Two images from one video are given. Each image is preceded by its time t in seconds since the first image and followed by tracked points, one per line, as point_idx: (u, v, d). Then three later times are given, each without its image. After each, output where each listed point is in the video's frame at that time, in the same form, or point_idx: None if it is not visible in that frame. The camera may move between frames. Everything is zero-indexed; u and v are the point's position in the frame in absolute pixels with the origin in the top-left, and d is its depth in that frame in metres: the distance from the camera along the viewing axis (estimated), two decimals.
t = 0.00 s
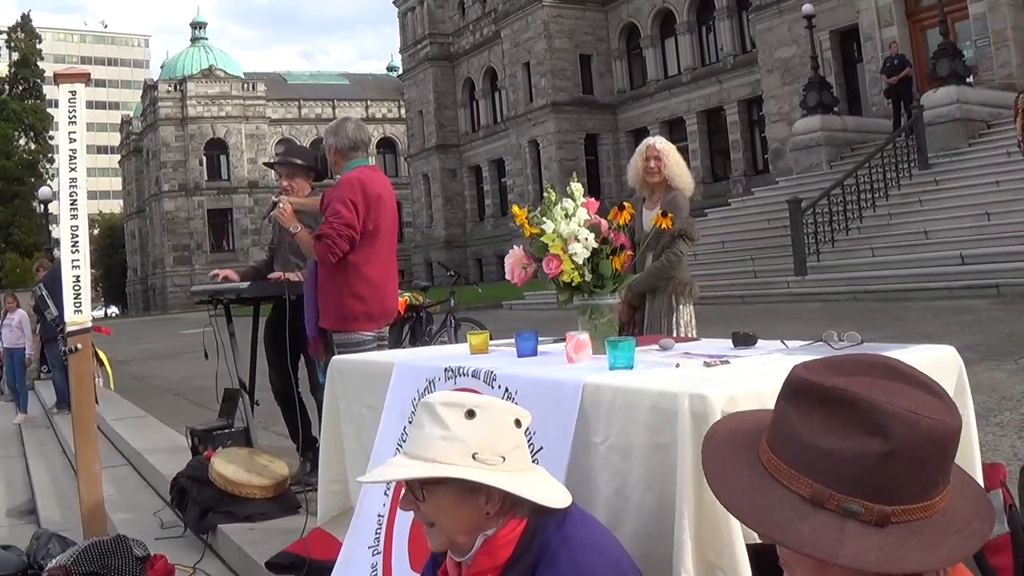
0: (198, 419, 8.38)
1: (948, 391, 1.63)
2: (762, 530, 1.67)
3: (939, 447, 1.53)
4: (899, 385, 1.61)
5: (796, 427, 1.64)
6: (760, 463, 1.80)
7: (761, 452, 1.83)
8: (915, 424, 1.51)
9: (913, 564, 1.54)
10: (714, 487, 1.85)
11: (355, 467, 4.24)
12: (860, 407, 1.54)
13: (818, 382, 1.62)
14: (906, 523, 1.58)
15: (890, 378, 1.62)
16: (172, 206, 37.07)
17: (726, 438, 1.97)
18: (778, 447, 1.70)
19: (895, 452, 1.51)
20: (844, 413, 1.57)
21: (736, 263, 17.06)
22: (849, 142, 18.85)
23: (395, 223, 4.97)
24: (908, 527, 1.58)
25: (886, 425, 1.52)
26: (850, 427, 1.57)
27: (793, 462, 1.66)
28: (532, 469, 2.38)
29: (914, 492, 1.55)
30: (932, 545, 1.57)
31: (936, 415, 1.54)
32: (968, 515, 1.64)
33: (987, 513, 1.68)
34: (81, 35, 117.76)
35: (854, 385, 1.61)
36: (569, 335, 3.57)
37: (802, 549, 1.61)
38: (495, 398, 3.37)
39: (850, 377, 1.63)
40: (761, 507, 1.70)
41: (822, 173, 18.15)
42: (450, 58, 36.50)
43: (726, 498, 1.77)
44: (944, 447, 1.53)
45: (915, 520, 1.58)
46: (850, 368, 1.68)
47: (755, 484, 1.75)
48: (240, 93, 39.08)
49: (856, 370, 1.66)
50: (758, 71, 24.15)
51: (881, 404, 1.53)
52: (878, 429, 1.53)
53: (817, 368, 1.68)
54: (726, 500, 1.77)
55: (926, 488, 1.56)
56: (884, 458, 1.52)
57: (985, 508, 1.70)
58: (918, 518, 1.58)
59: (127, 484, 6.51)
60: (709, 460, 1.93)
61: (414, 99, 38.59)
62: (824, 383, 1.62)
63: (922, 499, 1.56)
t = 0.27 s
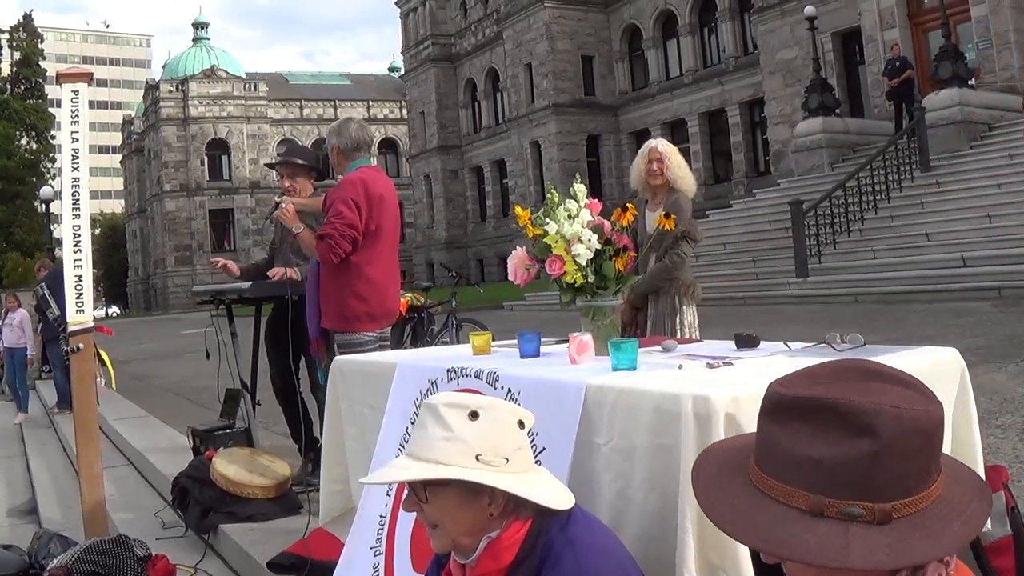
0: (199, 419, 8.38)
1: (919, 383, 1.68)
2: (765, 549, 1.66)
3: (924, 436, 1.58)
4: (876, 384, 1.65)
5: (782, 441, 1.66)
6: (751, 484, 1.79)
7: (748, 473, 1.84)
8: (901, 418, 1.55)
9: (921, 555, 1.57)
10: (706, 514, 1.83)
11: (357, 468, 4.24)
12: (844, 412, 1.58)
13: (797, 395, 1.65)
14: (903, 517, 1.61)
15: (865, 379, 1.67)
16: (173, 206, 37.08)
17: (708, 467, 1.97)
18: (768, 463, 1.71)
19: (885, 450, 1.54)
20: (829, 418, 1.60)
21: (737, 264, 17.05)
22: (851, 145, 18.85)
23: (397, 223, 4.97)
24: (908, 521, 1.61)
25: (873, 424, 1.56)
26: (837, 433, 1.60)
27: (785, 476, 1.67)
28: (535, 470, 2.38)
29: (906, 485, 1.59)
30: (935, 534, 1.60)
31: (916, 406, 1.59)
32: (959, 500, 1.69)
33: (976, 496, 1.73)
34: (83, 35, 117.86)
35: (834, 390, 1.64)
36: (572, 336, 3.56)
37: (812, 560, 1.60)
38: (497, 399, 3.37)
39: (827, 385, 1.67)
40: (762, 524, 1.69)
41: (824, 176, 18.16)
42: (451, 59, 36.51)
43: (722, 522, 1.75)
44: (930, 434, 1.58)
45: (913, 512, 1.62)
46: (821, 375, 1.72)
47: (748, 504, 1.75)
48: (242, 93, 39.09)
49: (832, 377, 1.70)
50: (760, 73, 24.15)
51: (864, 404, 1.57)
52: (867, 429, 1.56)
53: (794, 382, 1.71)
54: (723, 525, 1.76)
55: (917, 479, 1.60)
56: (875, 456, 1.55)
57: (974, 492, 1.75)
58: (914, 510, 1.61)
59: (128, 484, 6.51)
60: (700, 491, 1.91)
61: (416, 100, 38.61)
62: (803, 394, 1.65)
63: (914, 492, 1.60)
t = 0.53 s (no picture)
0: (201, 420, 8.39)
1: (907, 381, 1.70)
2: (763, 554, 1.66)
3: (915, 433, 1.59)
4: (867, 384, 1.66)
5: (773, 445, 1.67)
6: (745, 490, 1.79)
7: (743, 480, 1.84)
8: (892, 417, 1.57)
9: (919, 552, 1.58)
10: (701, 520, 1.83)
11: (358, 466, 4.24)
12: (836, 413, 1.58)
13: (787, 399, 1.66)
14: (898, 519, 1.62)
15: (854, 382, 1.67)
16: (174, 207, 37.10)
17: (702, 474, 1.97)
18: (762, 470, 1.71)
19: (878, 450, 1.56)
20: (820, 420, 1.61)
21: (738, 265, 17.06)
22: (852, 146, 18.85)
23: (398, 225, 4.97)
24: (904, 519, 1.62)
25: (867, 424, 1.56)
26: (829, 435, 1.61)
27: (780, 481, 1.67)
28: (537, 467, 2.38)
29: (899, 485, 1.60)
30: (931, 531, 1.62)
31: (906, 404, 1.60)
32: (952, 494, 1.71)
33: (970, 490, 1.74)
34: (85, 36, 117.93)
35: (823, 392, 1.65)
36: (573, 337, 3.56)
37: (810, 565, 1.60)
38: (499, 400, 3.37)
39: (820, 387, 1.67)
40: (758, 529, 1.68)
41: (825, 177, 18.17)
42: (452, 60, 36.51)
43: (719, 530, 1.74)
44: (921, 431, 1.59)
45: (910, 510, 1.63)
46: (808, 380, 1.73)
47: (742, 507, 1.76)
48: (243, 94, 39.10)
49: (819, 380, 1.70)
50: (761, 74, 24.16)
51: (856, 405, 1.57)
52: (859, 430, 1.57)
53: (784, 386, 1.72)
54: (719, 533, 1.74)
55: (910, 477, 1.61)
56: (869, 456, 1.56)
57: (968, 485, 1.76)
58: (910, 509, 1.62)
59: (129, 485, 6.52)
60: (694, 501, 1.89)
61: (417, 101, 38.63)
62: (793, 398, 1.66)
63: (909, 491, 1.61)
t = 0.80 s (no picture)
0: (201, 420, 8.39)
1: (899, 382, 1.70)
2: (761, 557, 1.65)
3: (910, 433, 1.59)
4: (862, 387, 1.67)
5: (770, 448, 1.67)
6: (741, 496, 1.78)
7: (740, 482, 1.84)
8: (887, 418, 1.57)
9: (918, 553, 1.58)
10: (698, 522, 1.82)
11: (358, 466, 4.23)
12: (831, 415, 1.58)
13: (784, 400, 1.66)
14: (895, 519, 1.62)
15: (847, 384, 1.68)
16: (175, 207, 37.11)
17: (700, 478, 1.97)
18: (757, 474, 1.70)
19: (874, 450, 1.56)
20: (814, 423, 1.60)
21: (739, 266, 17.05)
22: (853, 147, 18.85)
23: (399, 226, 4.96)
24: (901, 519, 1.63)
25: (862, 425, 1.57)
26: (825, 436, 1.61)
27: (775, 485, 1.66)
28: (536, 467, 2.37)
29: (895, 486, 1.60)
30: (930, 531, 1.62)
31: (901, 404, 1.60)
32: (948, 493, 1.72)
33: (966, 488, 1.74)
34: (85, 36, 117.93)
35: (817, 395, 1.65)
36: (573, 338, 3.55)
37: (808, 566, 1.59)
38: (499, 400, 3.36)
39: (816, 390, 1.68)
40: (756, 534, 1.67)
41: (825, 178, 18.17)
42: (453, 60, 36.50)
43: (715, 535, 1.72)
44: (915, 431, 1.60)
45: (906, 510, 1.63)
46: (801, 383, 1.73)
47: (740, 510, 1.75)
48: (244, 94, 39.10)
49: (813, 384, 1.70)
50: (762, 74, 24.15)
51: (850, 407, 1.57)
52: (853, 431, 1.57)
53: (779, 390, 1.72)
54: (715, 538, 1.73)
55: (905, 477, 1.61)
56: (864, 456, 1.56)
57: (963, 483, 1.77)
58: (905, 509, 1.63)
59: (130, 485, 6.52)
60: (690, 507, 1.88)
61: (418, 101, 38.62)
62: (789, 400, 1.66)
63: (905, 490, 1.61)
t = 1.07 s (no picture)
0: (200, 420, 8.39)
1: (898, 382, 1.71)
2: (760, 560, 1.65)
3: (910, 434, 1.60)
4: (859, 387, 1.67)
5: (768, 450, 1.67)
6: (741, 499, 1.77)
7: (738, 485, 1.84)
8: (885, 419, 1.57)
9: (918, 552, 1.59)
10: (696, 525, 1.82)
11: (356, 466, 4.23)
12: (829, 417, 1.59)
13: (781, 403, 1.66)
14: (895, 520, 1.62)
15: (845, 386, 1.68)
16: (174, 207, 37.09)
17: (698, 480, 1.97)
18: (755, 475, 1.70)
19: (871, 451, 1.56)
20: (814, 424, 1.61)
21: (738, 266, 17.06)
22: (851, 147, 18.86)
23: (397, 225, 4.96)
24: (902, 520, 1.63)
25: (859, 427, 1.57)
26: (823, 439, 1.61)
27: (774, 487, 1.66)
28: (534, 468, 2.37)
29: (894, 486, 1.61)
30: (929, 531, 1.62)
31: (899, 405, 1.61)
32: (948, 493, 1.72)
33: (965, 489, 1.75)
34: (83, 35, 117.79)
35: (816, 396, 1.65)
36: (572, 337, 3.55)
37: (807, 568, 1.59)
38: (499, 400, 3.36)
39: (812, 392, 1.68)
40: (756, 537, 1.67)
41: (824, 178, 18.18)
42: (452, 60, 36.49)
43: (714, 537, 1.72)
44: (915, 431, 1.60)
45: (906, 511, 1.63)
46: (800, 385, 1.73)
47: (738, 513, 1.75)
48: (242, 94, 39.08)
49: (812, 387, 1.70)
50: (761, 74, 24.17)
51: (849, 408, 1.58)
52: (851, 432, 1.58)
53: (775, 393, 1.72)
54: (715, 541, 1.72)
55: (906, 478, 1.62)
56: (863, 457, 1.56)
57: (963, 484, 1.77)
58: (905, 510, 1.63)
59: (128, 485, 6.51)
60: (689, 509, 1.88)
61: (417, 101, 38.60)
62: (785, 403, 1.66)
63: (904, 492, 1.62)
